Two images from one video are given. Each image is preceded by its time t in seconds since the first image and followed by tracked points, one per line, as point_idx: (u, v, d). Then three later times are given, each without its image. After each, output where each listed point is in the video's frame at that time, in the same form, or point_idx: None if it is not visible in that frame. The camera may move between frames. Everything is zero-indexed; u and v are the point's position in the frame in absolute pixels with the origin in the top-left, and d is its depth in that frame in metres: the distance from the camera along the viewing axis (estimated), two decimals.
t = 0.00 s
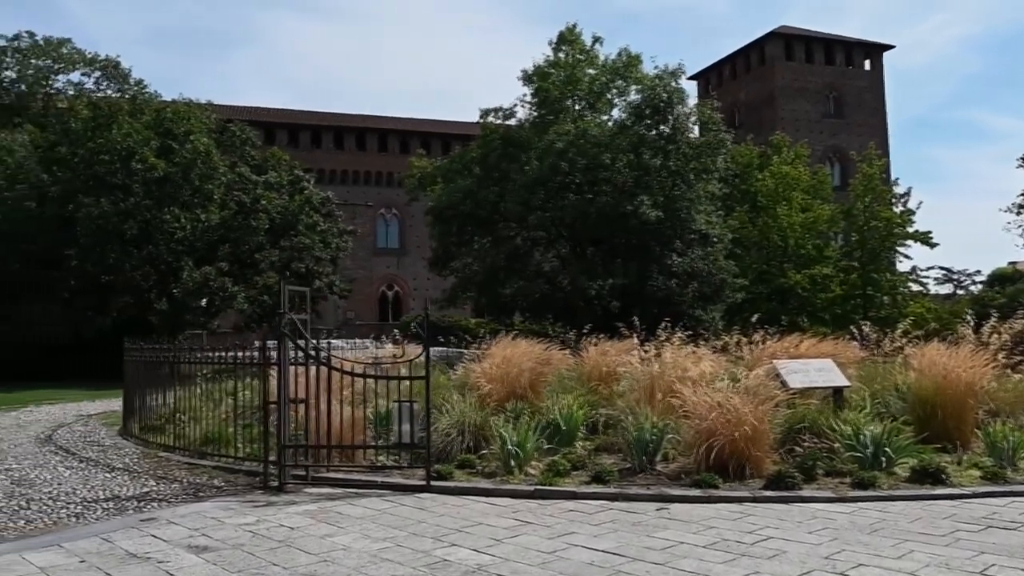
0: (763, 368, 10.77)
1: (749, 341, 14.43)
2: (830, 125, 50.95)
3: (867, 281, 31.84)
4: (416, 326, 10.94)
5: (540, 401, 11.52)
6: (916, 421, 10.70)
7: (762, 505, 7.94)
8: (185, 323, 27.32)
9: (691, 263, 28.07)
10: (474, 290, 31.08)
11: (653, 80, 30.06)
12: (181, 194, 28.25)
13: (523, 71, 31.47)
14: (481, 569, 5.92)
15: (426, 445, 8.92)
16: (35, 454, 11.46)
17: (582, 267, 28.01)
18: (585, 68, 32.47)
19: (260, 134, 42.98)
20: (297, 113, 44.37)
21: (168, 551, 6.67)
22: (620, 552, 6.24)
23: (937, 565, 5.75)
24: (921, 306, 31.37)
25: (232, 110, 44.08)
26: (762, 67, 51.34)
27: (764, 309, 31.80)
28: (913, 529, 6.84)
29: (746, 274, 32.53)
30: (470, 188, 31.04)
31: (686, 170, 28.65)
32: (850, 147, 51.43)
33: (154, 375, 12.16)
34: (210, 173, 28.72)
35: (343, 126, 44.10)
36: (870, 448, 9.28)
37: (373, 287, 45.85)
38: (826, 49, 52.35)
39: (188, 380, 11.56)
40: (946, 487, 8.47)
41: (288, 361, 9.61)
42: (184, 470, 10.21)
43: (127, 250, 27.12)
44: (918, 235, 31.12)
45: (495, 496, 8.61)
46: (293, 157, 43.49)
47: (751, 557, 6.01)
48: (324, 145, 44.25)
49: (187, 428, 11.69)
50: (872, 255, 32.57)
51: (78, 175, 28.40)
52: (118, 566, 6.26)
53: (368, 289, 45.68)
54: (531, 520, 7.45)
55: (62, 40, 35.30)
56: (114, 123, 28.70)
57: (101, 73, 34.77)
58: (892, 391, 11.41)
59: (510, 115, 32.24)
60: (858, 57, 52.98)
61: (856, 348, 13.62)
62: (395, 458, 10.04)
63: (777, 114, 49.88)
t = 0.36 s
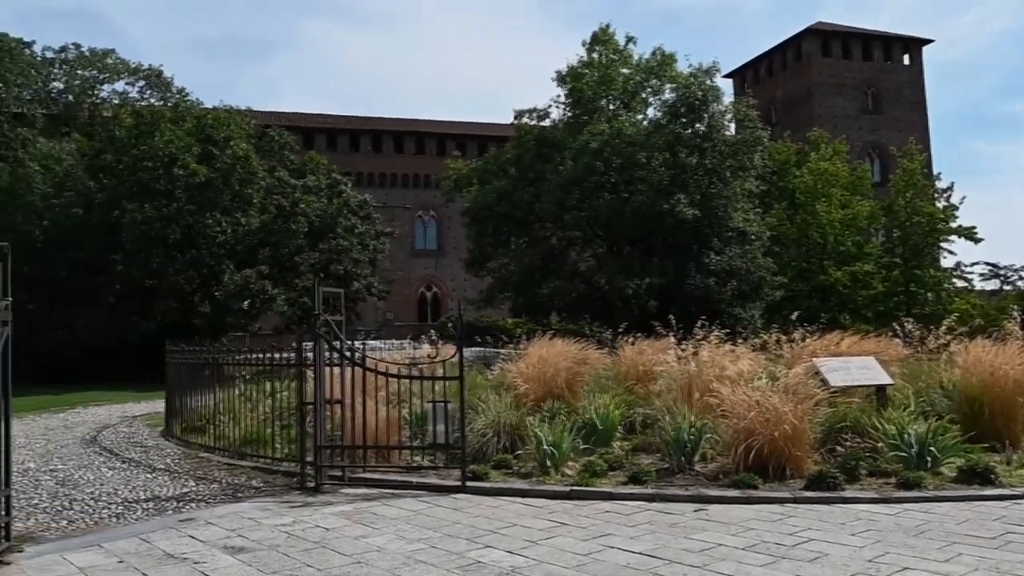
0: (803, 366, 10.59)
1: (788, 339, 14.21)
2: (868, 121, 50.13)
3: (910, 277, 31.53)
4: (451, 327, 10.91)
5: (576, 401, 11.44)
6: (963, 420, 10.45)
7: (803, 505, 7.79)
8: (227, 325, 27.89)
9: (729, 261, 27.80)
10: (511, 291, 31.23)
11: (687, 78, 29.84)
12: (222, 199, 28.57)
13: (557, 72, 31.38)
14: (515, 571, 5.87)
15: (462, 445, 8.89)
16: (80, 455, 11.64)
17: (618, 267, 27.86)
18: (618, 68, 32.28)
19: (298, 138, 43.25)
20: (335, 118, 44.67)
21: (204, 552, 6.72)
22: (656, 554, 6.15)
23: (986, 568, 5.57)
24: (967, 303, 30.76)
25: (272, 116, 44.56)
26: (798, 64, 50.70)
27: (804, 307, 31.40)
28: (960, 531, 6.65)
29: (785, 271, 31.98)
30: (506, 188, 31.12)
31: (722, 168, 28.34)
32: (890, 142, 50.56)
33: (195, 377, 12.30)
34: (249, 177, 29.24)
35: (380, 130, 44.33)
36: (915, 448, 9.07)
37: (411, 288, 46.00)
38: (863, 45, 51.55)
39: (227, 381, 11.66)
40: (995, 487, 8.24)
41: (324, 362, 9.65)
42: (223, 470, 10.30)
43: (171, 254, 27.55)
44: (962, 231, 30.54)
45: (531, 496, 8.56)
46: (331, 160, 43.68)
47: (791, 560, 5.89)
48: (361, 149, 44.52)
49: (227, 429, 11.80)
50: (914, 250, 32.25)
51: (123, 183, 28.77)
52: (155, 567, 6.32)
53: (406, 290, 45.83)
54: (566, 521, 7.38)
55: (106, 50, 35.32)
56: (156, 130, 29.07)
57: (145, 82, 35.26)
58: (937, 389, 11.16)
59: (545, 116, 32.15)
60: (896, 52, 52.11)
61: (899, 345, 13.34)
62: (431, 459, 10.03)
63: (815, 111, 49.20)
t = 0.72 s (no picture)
0: (856, 366, 10.31)
1: (840, 338, 13.89)
2: (919, 115, 49.01)
3: (967, 275, 30.24)
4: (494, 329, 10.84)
5: (623, 401, 11.30)
6: None
7: (858, 509, 7.57)
8: (276, 330, 28.32)
9: (777, 260, 27.31)
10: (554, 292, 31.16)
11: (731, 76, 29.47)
12: (270, 206, 28.92)
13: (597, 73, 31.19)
14: None
15: (506, 448, 8.80)
16: (132, 457, 11.80)
17: (663, 267, 27.63)
18: (660, 68, 31.95)
19: (344, 145, 44.02)
20: (379, 124, 45.10)
21: (249, 555, 6.74)
22: (706, 559, 6.01)
23: None
24: None
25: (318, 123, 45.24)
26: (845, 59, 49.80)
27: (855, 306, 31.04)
28: None
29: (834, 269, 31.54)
30: (548, 191, 31.04)
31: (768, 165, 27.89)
32: (942, 135, 49.36)
33: (243, 380, 12.41)
34: (296, 184, 29.38)
35: (424, 135, 44.55)
36: (975, 449, 8.78)
37: (456, 290, 46.09)
38: (912, 37, 50.44)
39: (274, 385, 11.76)
40: None
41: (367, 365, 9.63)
42: (270, 473, 10.35)
43: (220, 261, 27.77)
44: (1018, 225, 29.71)
45: (577, 499, 8.45)
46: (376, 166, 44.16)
47: (848, 566, 5.71)
48: (406, 154, 44.84)
49: (274, 431, 11.88)
50: (970, 247, 30.98)
51: (173, 192, 29.06)
52: (201, 570, 6.34)
53: (451, 292, 45.91)
54: (613, 525, 7.27)
55: (157, 63, 35.79)
56: (205, 140, 29.59)
57: (194, 93, 35.82)
58: (997, 388, 10.81)
59: (587, 117, 32.00)
60: (946, 44, 50.91)
61: (957, 343, 12.97)
62: (476, 461, 9.98)
63: (863, 106, 48.26)
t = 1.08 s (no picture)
0: (926, 366, 9.92)
1: (906, 337, 13.44)
2: (984, 107, 47.54)
3: None
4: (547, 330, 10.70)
5: (679, 404, 11.06)
6: None
7: (933, 517, 7.25)
8: (331, 334, 28.43)
9: (837, 258, 26.92)
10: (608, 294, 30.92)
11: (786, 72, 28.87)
12: (323, 213, 29.18)
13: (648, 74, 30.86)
14: None
15: (561, 452, 8.65)
16: (190, 461, 11.93)
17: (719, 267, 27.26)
18: (712, 67, 31.35)
19: (396, 152, 44.55)
20: (431, 130, 45.33)
21: (303, 559, 6.71)
22: (771, 569, 5.78)
23: None
24: None
25: (372, 130, 45.69)
26: (904, 51, 48.58)
27: (920, 304, 30.14)
28: None
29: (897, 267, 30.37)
30: (600, 192, 30.57)
31: (826, 161, 27.22)
32: (1008, 127, 47.82)
33: (297, 384, 12.47)
34: (349, 191, 29.68)
35: (475, 139, 44.56)
36: None
37: (508, 293, 46.02)
38: (975, 27, 48.94)
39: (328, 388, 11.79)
40: None
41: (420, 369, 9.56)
42: (324, 477, 10.35)
43: (276, 268, 28.34)
44: None
45: (634, 505, 8.26)
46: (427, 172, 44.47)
47: None
48: (458, 159, 44.97)
49: (329, 434, 11.91)
50: None
51: (230, 201, 29.45)
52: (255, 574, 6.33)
53: (503, 295, 45.90)
54: (672, 531, 7.06)
55: (214, 77, 36.31)
56: (260, 149, 30.03)
57: (250, 105, 36.33)
58: None
59: (638, 118, 31.66)
60: (1011, 32, 49.31)
61: None
62: (530, 465, 9.85)
63: (924, 99, 46.99)
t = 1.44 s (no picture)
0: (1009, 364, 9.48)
1: (985, 334, 12.91)
2: None
3: None
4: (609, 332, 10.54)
5: (747, 405, 10.79)
6: None
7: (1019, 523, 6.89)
8: (394, 339, 28.66)
9: (909, 254, 26.01)
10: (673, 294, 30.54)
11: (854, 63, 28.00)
12: (386, 217, 29.42)
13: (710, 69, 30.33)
14: None
15: (624, 456, 8.49)
16: (256, 466, 12.07)
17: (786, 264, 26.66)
18: (777, 60, 30.75)
19: (458, 155, 44.68)
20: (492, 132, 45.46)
21: (365, 566, 6.71)
22: None
23: None
24: None
25: (432, 134, 46.03)
26: (979, 39, 47.01)
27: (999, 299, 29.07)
28: None
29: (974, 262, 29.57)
30: (663, 191, 30.16)
31: (897, 155, 26.46)
32: None
33: (361, 389, 12.55)
34: (411, 196, 29.83)
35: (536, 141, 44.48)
36: None
37: (570, 295, 45.82)
38: None
39: (391, 393, 11.83)
40: None
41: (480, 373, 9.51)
42: (388, 481, 10.37)
43: (341, 273, 28.64)
44: None
45: (703, 510, 8.05)
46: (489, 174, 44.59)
47: None
48: (519, 161, 44.95)
49: (391, 439, 11.93)
50: None
51: (294, 208, 29.92)
52: None
53: (565, 297, 45.72)
54: (742, 538, 6.85)
55: (278, 85, 37.11)
56: (322, 156, 30.37)
57: (314, 112, 36.94)
58: None
59: (701, 114, 31.21)
60: None
61: None
62: (594, 469, 9.71)
63: (1000, 87, 45.41)
